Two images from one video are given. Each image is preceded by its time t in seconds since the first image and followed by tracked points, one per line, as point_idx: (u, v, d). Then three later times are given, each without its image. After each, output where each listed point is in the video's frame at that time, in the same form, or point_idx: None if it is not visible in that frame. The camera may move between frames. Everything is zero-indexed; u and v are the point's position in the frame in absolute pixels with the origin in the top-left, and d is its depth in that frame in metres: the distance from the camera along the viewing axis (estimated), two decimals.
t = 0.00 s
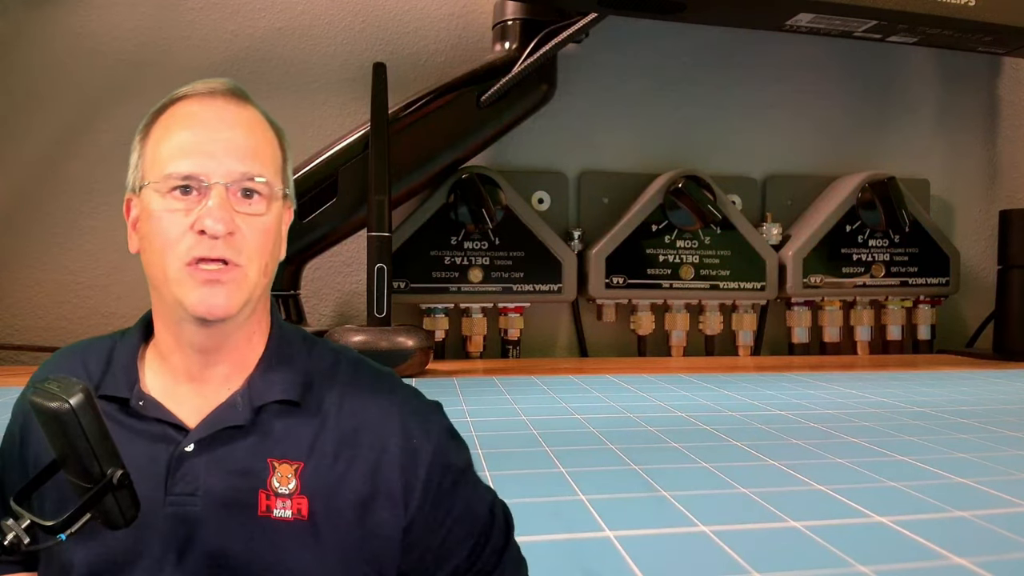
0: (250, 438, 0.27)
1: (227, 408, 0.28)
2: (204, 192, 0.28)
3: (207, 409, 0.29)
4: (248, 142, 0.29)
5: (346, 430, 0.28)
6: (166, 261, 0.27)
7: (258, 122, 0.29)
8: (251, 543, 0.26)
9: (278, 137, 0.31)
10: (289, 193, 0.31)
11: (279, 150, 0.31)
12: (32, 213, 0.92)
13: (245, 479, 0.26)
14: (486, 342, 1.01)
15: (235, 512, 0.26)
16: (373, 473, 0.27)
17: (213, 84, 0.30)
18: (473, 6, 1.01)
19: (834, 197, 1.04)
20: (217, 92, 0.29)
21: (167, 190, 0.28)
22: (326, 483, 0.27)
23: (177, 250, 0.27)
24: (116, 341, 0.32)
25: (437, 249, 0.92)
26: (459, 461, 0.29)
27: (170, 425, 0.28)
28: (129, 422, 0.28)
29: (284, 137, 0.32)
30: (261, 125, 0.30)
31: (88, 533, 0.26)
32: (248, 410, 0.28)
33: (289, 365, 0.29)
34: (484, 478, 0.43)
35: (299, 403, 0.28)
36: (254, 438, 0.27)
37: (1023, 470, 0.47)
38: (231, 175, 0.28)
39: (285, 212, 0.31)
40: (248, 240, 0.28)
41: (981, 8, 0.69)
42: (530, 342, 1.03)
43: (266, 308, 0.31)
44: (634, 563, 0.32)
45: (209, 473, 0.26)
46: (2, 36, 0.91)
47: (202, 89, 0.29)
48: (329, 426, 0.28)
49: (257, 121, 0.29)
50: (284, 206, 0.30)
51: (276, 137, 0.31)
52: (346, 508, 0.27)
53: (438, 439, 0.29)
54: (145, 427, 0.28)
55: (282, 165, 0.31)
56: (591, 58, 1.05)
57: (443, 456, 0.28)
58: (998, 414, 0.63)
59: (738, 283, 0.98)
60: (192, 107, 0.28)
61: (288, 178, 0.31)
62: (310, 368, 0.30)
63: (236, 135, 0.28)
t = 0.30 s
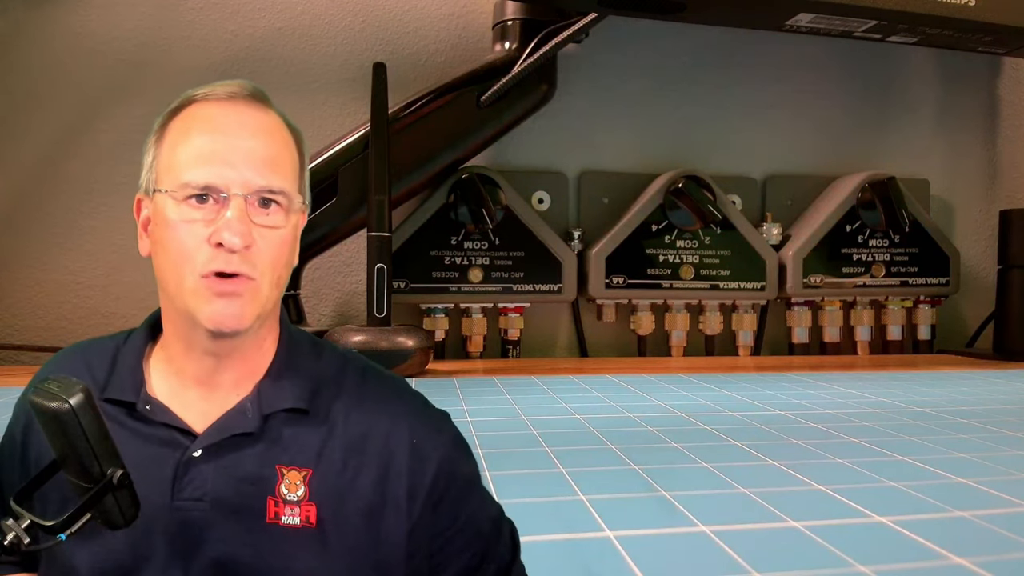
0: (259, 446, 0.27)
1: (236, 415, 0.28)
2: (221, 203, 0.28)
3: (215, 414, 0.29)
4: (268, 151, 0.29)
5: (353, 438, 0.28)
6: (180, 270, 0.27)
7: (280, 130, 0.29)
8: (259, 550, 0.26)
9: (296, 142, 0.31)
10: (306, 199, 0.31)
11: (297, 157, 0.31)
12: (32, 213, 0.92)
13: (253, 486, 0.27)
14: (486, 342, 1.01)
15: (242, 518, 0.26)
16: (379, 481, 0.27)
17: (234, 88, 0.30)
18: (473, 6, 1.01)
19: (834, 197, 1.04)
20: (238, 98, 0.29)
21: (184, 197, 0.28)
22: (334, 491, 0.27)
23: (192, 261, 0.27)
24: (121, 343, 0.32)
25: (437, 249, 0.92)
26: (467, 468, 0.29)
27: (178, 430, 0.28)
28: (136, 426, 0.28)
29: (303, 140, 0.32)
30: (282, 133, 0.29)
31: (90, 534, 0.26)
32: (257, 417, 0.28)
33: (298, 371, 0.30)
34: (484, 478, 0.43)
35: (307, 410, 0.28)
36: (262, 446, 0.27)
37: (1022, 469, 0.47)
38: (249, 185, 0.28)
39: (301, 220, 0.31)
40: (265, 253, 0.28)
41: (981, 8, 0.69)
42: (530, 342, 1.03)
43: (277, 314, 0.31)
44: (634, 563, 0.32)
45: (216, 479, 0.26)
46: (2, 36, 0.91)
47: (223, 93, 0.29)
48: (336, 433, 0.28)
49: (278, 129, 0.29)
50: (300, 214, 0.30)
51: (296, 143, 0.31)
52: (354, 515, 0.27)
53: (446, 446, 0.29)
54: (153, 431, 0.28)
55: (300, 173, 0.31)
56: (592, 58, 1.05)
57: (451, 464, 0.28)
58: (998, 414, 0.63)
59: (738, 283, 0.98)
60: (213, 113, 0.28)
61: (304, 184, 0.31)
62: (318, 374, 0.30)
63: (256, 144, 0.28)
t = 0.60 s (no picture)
0: (263, 451, 0.27)
1: (241, 421, 0.28)
2: (222, 212, 0.27)
3: (220, 418, 0.29)
4: (270, 160, 0.28)
5: (360, 443, 0.28)
6: (180, 279, 0.27)
7: (281, 138, 0.29)
8: (263, 555, 0.26)
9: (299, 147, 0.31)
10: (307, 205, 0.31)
11: (299, 163, 0.31)
12: (32, 213, 0.92)
13: (258, 492, 0.27)
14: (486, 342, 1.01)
15: (246, 523, 0.26)
16: (386, 485, 0.27)
17: (235, 92, 0.29)
18: (473, 6, 1.01)
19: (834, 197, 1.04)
20: (241, 104, 0.28)
21: (184, 207, 0.28)
22: (340, 497, 0.27)
23: (192, 271, 0.27)
24: (124, 344, 0.32)
25: (437, 249, 0.92)
26: (471, 469, 0.29)
27: (181, 435, 0.28)
28: (139, 429, 0.28)
29: (304, 144, 0.32)
30: (284, 140, 0.29)
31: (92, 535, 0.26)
32: (262, 421, 0.28)
33: (302, 375, 0.30)
34: (484, 478, 0.43)
35: (312, 415, 0.28)
36: (266, 451, 0.27)
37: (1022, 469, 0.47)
38: (250, 194, 0.28)
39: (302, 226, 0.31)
40: (266, 262, 0.28)
41: (981, 8, 0.69)
42: (530, 342, 1.03)
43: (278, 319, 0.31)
44: (634, 562, 0.32)
45: (221, 485, 0.26)
46: (3, 36, 0.92)
47: (223, 97, 0.29)
48: (343, 438, 0.28)
49: (281, 136, 0.29)
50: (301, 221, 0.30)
51: (297, 149, 0.30)
52: (360, 520, 0.27)
53: (452, 449, 0.29)
54: (156, 436, 0.28)
55: (301, 179, 0.30)
56: (592, 58, 1.05)
57: (456, 467, 0.29)
58: (998, 414, 0.63)
59: (738, 283, 0.98)
60: (214, 120, 0.28)
61: (306, 190, 0.31)
62: (322, 377, 0.30)
63: (258, 153, 0.28)
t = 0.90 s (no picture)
0: (262, 454, 0.27)
1: (239, 424, 0.28)
2: (194, 210, 0.27)
3: (216, 421, 0.29)
4: (242, 155, 0.28)
5: (360, 444, 0.28)
6: (158, 279, 0.27)
7: (254, 131, 0.29)
8: (264, 558, 0.26)
9: (281, 141, 0.31)
10: (293, 199, 0.31)
11: (280, 157, 0.30)
12: (32, 213, 0.92)
13: (259, 495, 0.27)
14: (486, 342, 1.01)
15: (246, 527, 0.26)
16: (387, 487, 0.27)
17: (207, 90, 0.29)
18: (473, 6, 1.01)
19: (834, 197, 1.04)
20: (212, 101, 0.28)
21: (159, 207, 0.28)
22: (341, 498, 0.27)
23: (167, 269, 0.27)
24: (121, 347, 0.32)
25: (437, 249, 0.92)
26: (472, 471, 0.29)
27: (180, 439, 0.28)
28: (137, 434, 0.28)
29: (288, 138, 0.31)
30: (259, 133, 0.29)
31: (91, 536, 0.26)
32: (259, 425, 0.28)
33: (300, 378, 0.30)
34: (484, 478, 0.43)
35: (311, 418, 0.28)
36: (266, 453, 0.27)
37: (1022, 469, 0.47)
38: (221, 190, 0.28)
39: (286, 220, 0.30)
40: (243, 257, 0.28)
41: (981, 9, 0.69)
42: (530, 342, 1.03)
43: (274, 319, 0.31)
44: (634, 563, 0.32)
45: (220, 488, 0.27)
46: (3, 36, 0.91)
47: (196, 96, 0.29)
48: (343, 440, 0.28)
49: (255, 129, 0.29)
50: (283, 215, 0.30)
51: (278, 143, 0.30)
52: (361, 521, 0.27)
53: (452, 450, 0.29)
54: (154, 441, 0.28)
55: (282, 173, 0.30)
56: (592, 59, 1.05)
57: (457, 468, 0.29)
58: (998, 414, 0.63)
59: (738, 283, 0.98)
60: (184, 118, 0.28)
61: (293, 185, 0.31)
62: (321, 380, 0.30)
63: (228, 148, 0.28)
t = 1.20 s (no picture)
0: (253, 452, 0.27)
1: (229, 422, 0.28)
2: (170, 200, 0.28)
3: (207, 422, 0.29)
4: (215, 145, 0.28)
5: (350, 440, 0.28)
6: (138, 272, 0.27)
7: (227, 122, 0.29)
8: (257, 557, 0.26)
9: (260, 136, 0.31)
10: (275, 193, 0.31)
11: (259, 150, 0.30)
12: (32, 213, 0.92)
13: (250, 494, 0.27)
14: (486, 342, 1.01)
15: (239, 527, 0.26)
16: (378, 482, 0.27)
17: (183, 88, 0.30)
18: (473, 6, 1.01)
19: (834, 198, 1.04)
20: (185, 96, 0.29)
21: (136, 201, 0.28)
22: (333, 495, 0.27)
23: (145, 260, 0.27)
24: (112, 349, 0.32)
25: (437, 249, 0.92)
26: (465, 465, 0.29)
27: (171, 440, 0.28)
28: (127, 435, 0.28)
29: (268, 135, 0.32)
30: (232, 124, 0.29)
31: (90, 535, 0.26)
32: (249, 422, 0.28)
33: (289, 375, 0.30)
34: (485, 478, 0.43)
35: (301, 415, 0.28)
36: (256, 452, 0.27)
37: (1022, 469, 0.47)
38: (196, 180, 0.28)
39: (266, 212, 0.30)
40: (221, 246, 0.27)
41: (981, 9, 0.69)
42: (530, 342, 1.03)
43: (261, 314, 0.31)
44: (635, 563, 0.32)
45: (212, 488, 0.27)
46: (3, 36, 0.91)
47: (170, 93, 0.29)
48: (333, 437, 0.28)
49: (229, 121, 0.29)
50: (263, 206, 0.30)
51: (255, 136, 0.30)
52: (353, 519, 0.27)
53: (443, 445, 0.29)
54: (145, 442, 0.28)
55: (261, 165, 0.30)
56: (591, 58, 1.05)
57: (449, 462, 0.29)
58: (998, 414, 0.63)
59: (738, 283, 0.98)
60: (157, 113, 0.28)
61: (274, 179, 0.31)
62: (310, 376, 0.30)
63: (200, 138, 0.28)
